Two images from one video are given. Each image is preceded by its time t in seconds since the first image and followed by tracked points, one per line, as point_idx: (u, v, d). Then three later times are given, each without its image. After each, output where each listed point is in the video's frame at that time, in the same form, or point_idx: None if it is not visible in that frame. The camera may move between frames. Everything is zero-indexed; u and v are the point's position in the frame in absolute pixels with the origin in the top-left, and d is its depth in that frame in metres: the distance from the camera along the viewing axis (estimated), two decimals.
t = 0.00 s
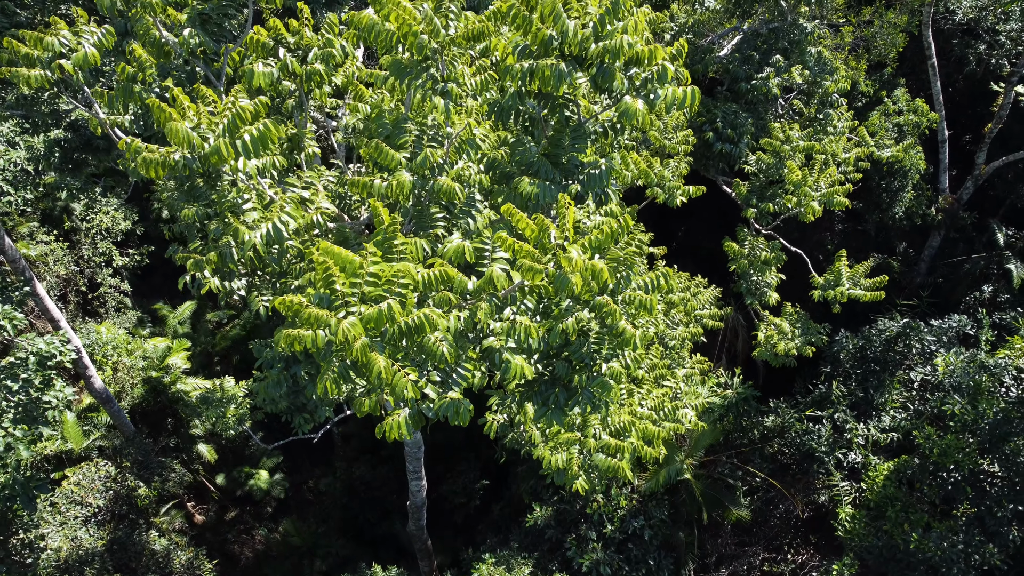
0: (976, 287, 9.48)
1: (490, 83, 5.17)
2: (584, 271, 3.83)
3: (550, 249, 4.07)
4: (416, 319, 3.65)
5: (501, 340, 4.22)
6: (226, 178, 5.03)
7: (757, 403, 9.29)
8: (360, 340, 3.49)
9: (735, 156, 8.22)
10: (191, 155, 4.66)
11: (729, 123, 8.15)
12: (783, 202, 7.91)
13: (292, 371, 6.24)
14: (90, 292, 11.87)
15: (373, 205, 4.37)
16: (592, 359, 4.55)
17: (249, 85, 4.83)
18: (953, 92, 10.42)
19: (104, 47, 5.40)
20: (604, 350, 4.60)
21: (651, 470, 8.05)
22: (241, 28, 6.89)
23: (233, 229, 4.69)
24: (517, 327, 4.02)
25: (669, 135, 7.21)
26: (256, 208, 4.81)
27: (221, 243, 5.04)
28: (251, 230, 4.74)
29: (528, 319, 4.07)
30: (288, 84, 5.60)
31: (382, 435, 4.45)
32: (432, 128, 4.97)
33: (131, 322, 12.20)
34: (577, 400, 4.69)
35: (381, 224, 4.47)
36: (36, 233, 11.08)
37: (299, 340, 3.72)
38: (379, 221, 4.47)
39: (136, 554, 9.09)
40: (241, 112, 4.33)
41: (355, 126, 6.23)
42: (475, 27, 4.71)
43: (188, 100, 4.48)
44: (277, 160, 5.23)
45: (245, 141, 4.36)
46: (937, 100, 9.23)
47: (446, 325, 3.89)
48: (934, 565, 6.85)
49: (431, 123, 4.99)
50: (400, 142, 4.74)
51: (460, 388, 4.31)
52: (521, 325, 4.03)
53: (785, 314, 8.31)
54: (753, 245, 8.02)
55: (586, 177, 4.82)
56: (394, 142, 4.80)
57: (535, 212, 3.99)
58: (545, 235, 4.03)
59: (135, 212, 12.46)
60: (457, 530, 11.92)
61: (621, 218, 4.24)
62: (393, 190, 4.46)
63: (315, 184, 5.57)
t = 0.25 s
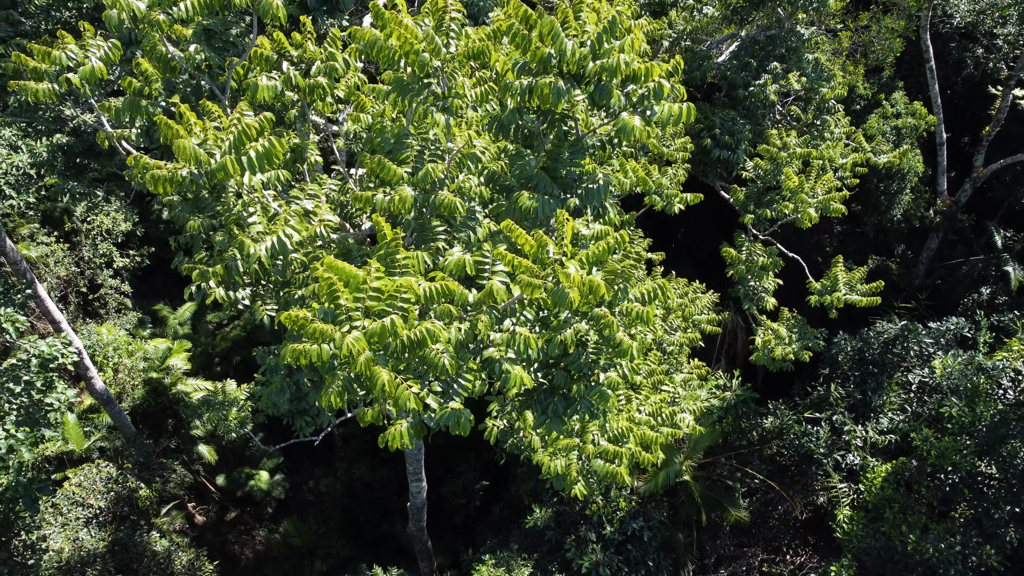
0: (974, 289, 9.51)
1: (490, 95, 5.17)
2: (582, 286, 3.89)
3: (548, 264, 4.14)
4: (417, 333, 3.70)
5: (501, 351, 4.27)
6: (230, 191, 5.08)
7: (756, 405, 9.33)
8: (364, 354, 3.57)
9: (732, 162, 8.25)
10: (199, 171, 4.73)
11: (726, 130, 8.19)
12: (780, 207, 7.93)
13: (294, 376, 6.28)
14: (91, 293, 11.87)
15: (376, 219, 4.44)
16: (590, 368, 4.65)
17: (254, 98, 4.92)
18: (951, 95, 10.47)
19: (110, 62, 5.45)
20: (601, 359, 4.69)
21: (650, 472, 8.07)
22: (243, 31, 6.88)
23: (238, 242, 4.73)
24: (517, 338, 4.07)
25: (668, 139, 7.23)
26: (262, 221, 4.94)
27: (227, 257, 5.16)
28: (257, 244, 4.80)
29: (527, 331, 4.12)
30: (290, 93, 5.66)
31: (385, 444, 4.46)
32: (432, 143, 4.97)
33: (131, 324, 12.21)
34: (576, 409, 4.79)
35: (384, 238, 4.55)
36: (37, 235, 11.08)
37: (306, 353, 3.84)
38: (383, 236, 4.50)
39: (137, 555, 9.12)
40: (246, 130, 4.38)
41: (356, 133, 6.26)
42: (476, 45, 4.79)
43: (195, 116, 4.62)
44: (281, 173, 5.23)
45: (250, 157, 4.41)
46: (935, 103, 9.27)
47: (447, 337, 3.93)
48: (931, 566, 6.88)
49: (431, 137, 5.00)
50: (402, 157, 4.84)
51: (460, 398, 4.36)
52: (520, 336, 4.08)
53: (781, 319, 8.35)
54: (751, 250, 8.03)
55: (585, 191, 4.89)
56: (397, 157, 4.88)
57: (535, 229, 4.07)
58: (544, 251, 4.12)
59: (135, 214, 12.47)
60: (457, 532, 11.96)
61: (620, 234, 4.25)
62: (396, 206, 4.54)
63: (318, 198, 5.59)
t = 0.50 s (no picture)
0: (972, 291, 9.59)
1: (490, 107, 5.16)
2: (580, 302, 4.01)
3: (547, 279, 4.16)
4: (420, 347, 3.77)
5: (501, 362, 4.31)
6: (236, 206, 5.14)
7: (755, 406, 9.37)
8: (368, 367, 3.67)
9: (731, 168, 8.29)
10: (206, 187, 4.80)
11: (724, 136, 8.23)
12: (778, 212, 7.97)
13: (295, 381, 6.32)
14: (91, 294, 11.87)
15: (377, 234, 4.42)
16: (588, 379, 4.72)
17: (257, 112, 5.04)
18: (949, 98, 10.54)
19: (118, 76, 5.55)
20: (599, 370, 4.77)
21: (650, 474, 8.11)
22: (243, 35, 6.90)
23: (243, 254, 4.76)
24: (516, 349, 4.13)
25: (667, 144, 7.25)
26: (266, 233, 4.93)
27: (233, 269, 5.27)
28: (261, 257, 4.83)
29: (527, 341, 4.18)
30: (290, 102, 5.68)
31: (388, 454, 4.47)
32: (435, 158, 4.99)
33: (131, 324, 12.22)
34: (575, 418, 4.82)
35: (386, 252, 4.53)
36: (37, 236, 11.07)
37: (311, 368, 3.88)
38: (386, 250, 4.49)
39: (139, 556, 9.14)
40: (253, 146, 4.52)
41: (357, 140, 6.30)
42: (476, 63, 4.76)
43: (202, 133, 4.69)
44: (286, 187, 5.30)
45: (257, 173, 4.52)
46: (933, 106, 9.32)
47: (449, 349, 3.99)
48: (929, 567, 6.93)
49: (434, 152, 5.03)
50: (404, 172, 4.93)
51: (461, 408, 4.42)
52: (520, 347, 4.12)
53: (779, 324, 8.39)
54: (748, 256, 8.10)
55: (582, 206, 4.88)
56: (399, 172, 5.00)
57: (534, 245, 4.13)
58: (543, 266, 4.16)
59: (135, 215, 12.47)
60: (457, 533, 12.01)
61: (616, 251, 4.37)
62: (398, 220, 4.59)
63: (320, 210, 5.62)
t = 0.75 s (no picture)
0: (970, 293, 9.63)
1: (490, 117, 5.18)
2: (578, 315, 4.08)
3: (546, 293, 4.24)
4: (422, 360, 3.83)
5: (501, 372, 4.34)
6: (241, 219, 5.17)
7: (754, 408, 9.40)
8: (372, 381, 3.73)
9: (728, 175, 8.33)
10: (213, 202, 4.87)
11: (722, 143, 8.28)
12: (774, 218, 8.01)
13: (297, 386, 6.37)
14: (92, 295, 11.89)
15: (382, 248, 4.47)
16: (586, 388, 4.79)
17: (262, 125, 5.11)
18: (947, 100, 10.57)
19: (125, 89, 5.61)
20: (597, 379, 4.82)
21: (649, 476, 8.14)
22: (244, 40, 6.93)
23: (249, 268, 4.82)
24: (516, 359, 4.18)
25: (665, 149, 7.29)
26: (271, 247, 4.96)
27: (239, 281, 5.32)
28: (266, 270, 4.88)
29: (526, 351, 4.24)
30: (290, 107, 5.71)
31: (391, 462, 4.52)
32: (436, 172, 5.00)
33: (132, 325, 12.24)
34: (574, 427, 4.84)
35: (389, 265, 4.54)
36: (38, 237, 11.09)
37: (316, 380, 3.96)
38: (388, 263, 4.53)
39: (140, 557, 9.16)
40: (258, 162, 4.59)
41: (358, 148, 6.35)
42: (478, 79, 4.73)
43: (209, 149, 4.77)
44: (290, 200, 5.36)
45: (262, 188, 4.60)
46: (931, 109, 9.34)
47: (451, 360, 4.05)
48: (926, 569, 6.96)
49: (435, 164, 5.05)
50: (407, 186, 4.92)
51: (462, 418, 4.47)
52: (520, 356, 4.18)
53: (776, 328, 8.43)
54: (745, 261, 8.15)
55: (581, 218, 4.99)
56: (401, 186, 5.04)
57: (534, 259, 4.21)
58: (542, 280, 4.24)
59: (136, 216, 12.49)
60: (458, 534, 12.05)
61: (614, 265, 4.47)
62: (400, 234, 4.64)
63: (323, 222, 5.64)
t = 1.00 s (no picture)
0: (968, 294, 9.67)
1: (490, 127, 5.22)
2: (577, 328, 4.13)
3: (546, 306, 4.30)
4: (425, 372, 3.87)
5: (501, 381, 4.37)
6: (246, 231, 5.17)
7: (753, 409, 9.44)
8: (376, 393, 3.76)
9: (726, 180, 8.37)
10: (219, 215, 4.93)
11: (720, 149, 8.33)
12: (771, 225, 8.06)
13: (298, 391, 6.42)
14: (93, 297, 11.92)
15: (385, 261, 4.53)
16: (584, 397, 4.85)
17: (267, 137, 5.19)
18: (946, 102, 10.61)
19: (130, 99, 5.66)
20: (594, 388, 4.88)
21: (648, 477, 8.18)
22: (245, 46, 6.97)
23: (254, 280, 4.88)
24: (516, 368, 4.23)
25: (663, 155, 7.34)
26: (275, 257, 4.95)
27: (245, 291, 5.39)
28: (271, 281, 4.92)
29: (526, 360, 4.28)
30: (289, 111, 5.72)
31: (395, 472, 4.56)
32: (438, 185, 5.02)
33: (133, 327, 12.26)
34: (572, 434, 4.88)
35: (393, 277, 4.60)
36: (39, 239, 11.11)
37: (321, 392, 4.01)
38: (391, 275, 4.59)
39: (141, 558, 9.19)
40: (264, 176, 4.64)
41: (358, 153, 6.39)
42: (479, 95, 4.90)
43: (216, 163, 4.82)
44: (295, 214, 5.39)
45: (267, 202, 4.62)
46: (930, 111, 9.39)
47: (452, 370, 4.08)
48: (924, 571, 6.98)
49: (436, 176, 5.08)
50: (409, 199, 4.96)
51: (463, 427, 4.51)
52: (520, 365, 4.24)
53: (774, 333, 8.47)
54: (744, 266, 8.16)
55: (581, 230, 4.95)
56: (405, 200, 5.08)
57: (534, 273, 4.28)
58: (542, 293, 4.30)
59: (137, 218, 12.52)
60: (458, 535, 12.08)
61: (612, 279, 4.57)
62: (403, 246, 4.66)
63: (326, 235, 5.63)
